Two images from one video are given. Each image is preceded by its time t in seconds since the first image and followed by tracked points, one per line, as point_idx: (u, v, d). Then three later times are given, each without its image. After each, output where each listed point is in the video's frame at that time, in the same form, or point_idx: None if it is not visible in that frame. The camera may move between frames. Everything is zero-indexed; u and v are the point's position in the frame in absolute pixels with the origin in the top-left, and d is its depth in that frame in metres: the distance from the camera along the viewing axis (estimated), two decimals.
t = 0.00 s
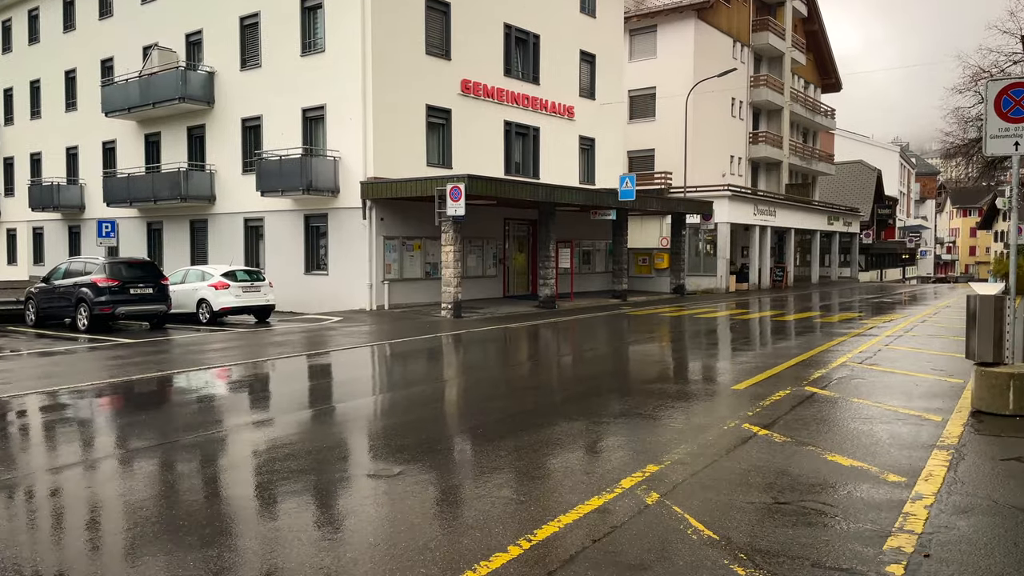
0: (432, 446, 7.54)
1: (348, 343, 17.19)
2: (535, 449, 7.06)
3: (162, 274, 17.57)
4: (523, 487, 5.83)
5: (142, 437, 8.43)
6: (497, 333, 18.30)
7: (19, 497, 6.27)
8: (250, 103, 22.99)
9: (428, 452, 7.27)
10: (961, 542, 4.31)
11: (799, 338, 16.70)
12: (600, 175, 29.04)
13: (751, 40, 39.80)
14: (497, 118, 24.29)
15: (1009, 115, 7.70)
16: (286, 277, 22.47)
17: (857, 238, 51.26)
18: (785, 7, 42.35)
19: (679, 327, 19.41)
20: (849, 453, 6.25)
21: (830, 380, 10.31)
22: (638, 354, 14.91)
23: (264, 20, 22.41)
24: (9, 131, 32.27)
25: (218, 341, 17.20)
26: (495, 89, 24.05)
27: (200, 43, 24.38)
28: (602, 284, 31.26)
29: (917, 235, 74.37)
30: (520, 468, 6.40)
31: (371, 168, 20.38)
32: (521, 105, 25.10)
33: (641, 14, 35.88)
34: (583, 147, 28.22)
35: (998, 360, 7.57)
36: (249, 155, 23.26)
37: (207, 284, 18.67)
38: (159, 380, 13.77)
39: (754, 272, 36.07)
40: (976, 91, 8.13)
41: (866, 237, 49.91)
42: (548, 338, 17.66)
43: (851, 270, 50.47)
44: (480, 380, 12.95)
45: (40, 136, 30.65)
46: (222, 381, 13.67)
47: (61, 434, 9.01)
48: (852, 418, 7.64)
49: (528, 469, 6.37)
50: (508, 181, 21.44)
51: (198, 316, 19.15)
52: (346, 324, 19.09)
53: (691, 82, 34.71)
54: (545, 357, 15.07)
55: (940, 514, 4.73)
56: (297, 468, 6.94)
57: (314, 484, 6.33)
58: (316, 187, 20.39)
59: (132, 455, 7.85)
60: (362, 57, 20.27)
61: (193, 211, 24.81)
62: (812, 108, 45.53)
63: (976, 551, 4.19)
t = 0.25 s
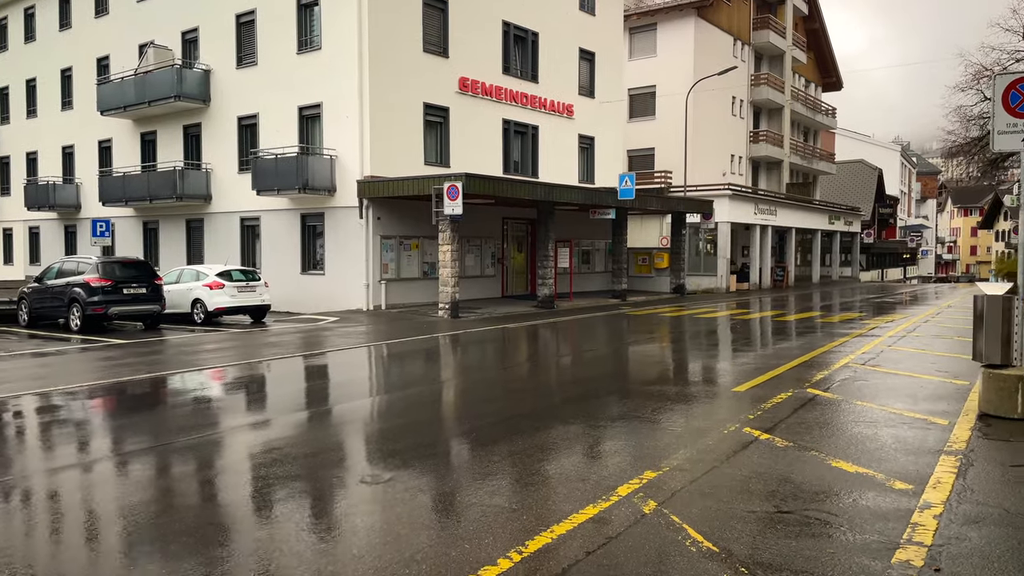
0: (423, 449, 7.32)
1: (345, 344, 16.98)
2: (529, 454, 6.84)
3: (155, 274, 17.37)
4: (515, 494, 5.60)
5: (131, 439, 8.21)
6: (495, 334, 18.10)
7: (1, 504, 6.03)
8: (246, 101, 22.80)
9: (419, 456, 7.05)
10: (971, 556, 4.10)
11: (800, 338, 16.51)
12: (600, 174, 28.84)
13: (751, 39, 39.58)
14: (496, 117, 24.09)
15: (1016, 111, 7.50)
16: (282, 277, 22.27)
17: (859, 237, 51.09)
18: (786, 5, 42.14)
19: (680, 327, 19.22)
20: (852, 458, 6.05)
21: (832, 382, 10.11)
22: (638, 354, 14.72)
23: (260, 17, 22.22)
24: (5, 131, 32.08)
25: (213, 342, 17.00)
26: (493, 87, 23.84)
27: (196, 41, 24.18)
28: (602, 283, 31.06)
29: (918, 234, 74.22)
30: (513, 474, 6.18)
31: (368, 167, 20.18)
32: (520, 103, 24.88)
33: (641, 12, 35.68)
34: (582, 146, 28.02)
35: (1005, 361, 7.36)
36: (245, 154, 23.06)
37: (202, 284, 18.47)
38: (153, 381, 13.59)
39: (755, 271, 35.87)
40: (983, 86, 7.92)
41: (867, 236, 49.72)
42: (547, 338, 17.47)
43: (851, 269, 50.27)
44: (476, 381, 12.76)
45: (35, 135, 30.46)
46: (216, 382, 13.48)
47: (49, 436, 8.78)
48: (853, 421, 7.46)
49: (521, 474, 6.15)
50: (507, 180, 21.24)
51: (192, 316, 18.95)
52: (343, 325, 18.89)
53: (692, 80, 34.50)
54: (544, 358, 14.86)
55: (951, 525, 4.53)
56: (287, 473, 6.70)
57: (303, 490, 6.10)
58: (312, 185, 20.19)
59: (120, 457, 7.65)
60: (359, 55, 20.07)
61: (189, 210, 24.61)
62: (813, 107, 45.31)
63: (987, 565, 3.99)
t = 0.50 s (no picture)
0: (416, 453, 7.08)
1: (341, 344, 16.77)
2: (526, 458, 6.62)
3: (149, 274, 17.16)
4: (509, 503, 5.37)
5: (122, 440, 7.97)
6: (493, 334, 17.89)
7: None
8: (242, 99, 22.59)
9: (411, 460, 6.82)
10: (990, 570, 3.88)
11: (802, 339, 16.30)
12: (600, 173, 28.62)
13: (752, 37, 39.35)
14: (495, 115, 23.88)
15: None
16: (278, 277, 22.06)
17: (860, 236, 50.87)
18: (787, 3, 41.91)
19: (681, 327, 19.01)
20: (861, 464, 5.83)
21: (836, 384, 9.90)
22: (638, 355, 14.51)
23: (256, 15, 22.00)
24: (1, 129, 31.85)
25: (208, 342, 16.79)
26: (492, 85, 23.62)
27: (192, 38, 23.96)
28: (602, 283, 30.85)
29: (919, 233, 74.00)
30: (508, 480, 5.95)
31: (365, 165, 19.97)
32: (519, 101, 24.67)
33: (641, 10, 35.45)
34: (582, 145, 27.80)
35: (1016, 363, 7.15)
36: (241, 152, 22.85)
37: (196, 284, 18.26)
38: (147, 382, 13.40)
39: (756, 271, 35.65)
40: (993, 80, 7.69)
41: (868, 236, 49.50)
42: (546, 339, 17.26)
43: (853, 269, 50.04)
44: (474, 382, 12.55)
45: (31, 134, 30.24)
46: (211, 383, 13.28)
47: (38, 437, 8.55)
48: (860, 424, 7.25)
49: (516, 480, 5.92)
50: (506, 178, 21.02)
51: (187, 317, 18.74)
52: (340, 325, 18.68)
53: (692, 79, 34.28)
54: (543, 358, 14.65)
55: (967, 536, 4.31)
56: (278, 477, 6.48)
57: (293, 496, 5.84)
58: (309, 184, 19.98)
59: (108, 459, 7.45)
60: (356, 52, 19.84)
61: (185, 209, 24.39)
62: (814, 106, 45.10)
63: None
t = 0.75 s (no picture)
0: (409, 459, 6.86)
1: (338, 346, 16.57)
2: (526, 465, 6.43)
3: (144, 275, 16.96)
4: (504, 515, 5.14)
5: (114, 443, 7.75)
6: (492, 336, 17.68)
7: None
8: (239, 98, 22.38)
9: (402, 467, 6.59)
10: None
11: (804, 341, 16.10)
12: (600, 173, 28.42)
13: (753, 37, 39.15)
14: (494, 115, 23.68)
15: None
16: (275, 278, 21.85)
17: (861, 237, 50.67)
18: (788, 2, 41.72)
19: (682, 329, 18.82)
20: (870, 474, 5.63)
21: (841, 388, 9.69)
22: (639, 357, 14.31)
23: (253, 13, 21.80)
24: None
25: (204, 344, 16.58)
26: (491, 85, 23.42)
27: (188, 37, 23.76)
28: (601, 284, 30.65)
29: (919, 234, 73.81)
30: (501, 489, 5.72)
31: (362, 165, 19.76)
32: (518, 100, 24.46)
33: (641, 9, 35.24)
34: (581, 145, 27.60)
35: None
36: (238, 152, 22.64)
37: (192, 285, 18.07)
38: (142, 384, 13.20)
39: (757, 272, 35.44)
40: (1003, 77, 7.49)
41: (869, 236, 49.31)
42: (546, 340, 17.06)
43: (854, 270, 49.84)
44: (472, 386, 12.35)
45: (28, 134, 30.03)
46: (205, 385, 13.08)
47: (27, 441, 8.31)
48: (867, 431, 7.05)
49: (511, 490, 5.70)
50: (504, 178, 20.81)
51: (182, 318, 18.54)
52: (337, 327, 18.47)
53: (692, 78, 34.08)
54: (542, 361, 14.45)
55: (985, 554, 4.12)
56: (270, 483, 6.28)
57: (284, 504, 5.60)
58: (306, 184, 19.77)
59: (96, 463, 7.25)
60: (353, 51, 19.64)
61: (181, 210, 24.18)
62: (815, 106, 44.89)
63: None
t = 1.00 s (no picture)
0: (403, 463, 6.66)
1: (334, 347, 16.38)
2: (523, 469, 6.24)
3: (137, 275, 16.77)
4: (499, 523, 4.94)
5: (101, 446, 7.55)
6: (490, 336, 17.48)
7: None
8: (234, 96, 22.18)
9: (393, 471, 6.38)
10: None
11: (806, 342, 15.90)
12: (599, 172, 28.23)
13: (753, 36, 38.95)
14: (492, 113, 23.48)
15: None
16: (271, 278, 21.65)
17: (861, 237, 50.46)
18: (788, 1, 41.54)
19: (682, 329, 18.62)
20: (878, 480, 5.43)
21: (844, 390, 9.49)
22: (638, 358, 14.12)
23: (249, 10, 21.60)
24: None
25: (198, 345, 16.39)
26: (489, 83, 23.22)
27: (184, 35, 23.56)
28: (601, 284, 30.45)
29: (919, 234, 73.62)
30: (496, 495, 5.51)
31: (359, 164, 19.57)
32: (516, 99, 24.27)
33: (641, 8, 35.05)
34: (580, 144, 27.40)
35: None
36: (234, 151, 22.44)
37: (186, 285, 17.87)
38: (135, 385, 13.00)
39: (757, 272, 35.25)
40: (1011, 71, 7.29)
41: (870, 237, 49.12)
42: (544, 341, 16.87)
43: (854, 270, 49.64)
44: (469, 387, 12.16)
45: (23, 133, 29.82)
46: (199, 386, 12.89)
47: (13, 444, 8.11)
48: (873, 435, 6.86)
49: (507, 497, 5.49)
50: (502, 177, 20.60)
51: (177, 318, 18.34)
52: (334, 327, 18.26)
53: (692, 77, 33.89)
54: (540, 361, 14.25)
55: (1002, 566, 3.92)
56: (260, 487, 6.08)
57: (272, 510, 5.39)
58: (302, 183, 19.57)
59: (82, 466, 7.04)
60: (349, 48, 19.43)
61: (177, 209, 23.97)
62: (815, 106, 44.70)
63: None
